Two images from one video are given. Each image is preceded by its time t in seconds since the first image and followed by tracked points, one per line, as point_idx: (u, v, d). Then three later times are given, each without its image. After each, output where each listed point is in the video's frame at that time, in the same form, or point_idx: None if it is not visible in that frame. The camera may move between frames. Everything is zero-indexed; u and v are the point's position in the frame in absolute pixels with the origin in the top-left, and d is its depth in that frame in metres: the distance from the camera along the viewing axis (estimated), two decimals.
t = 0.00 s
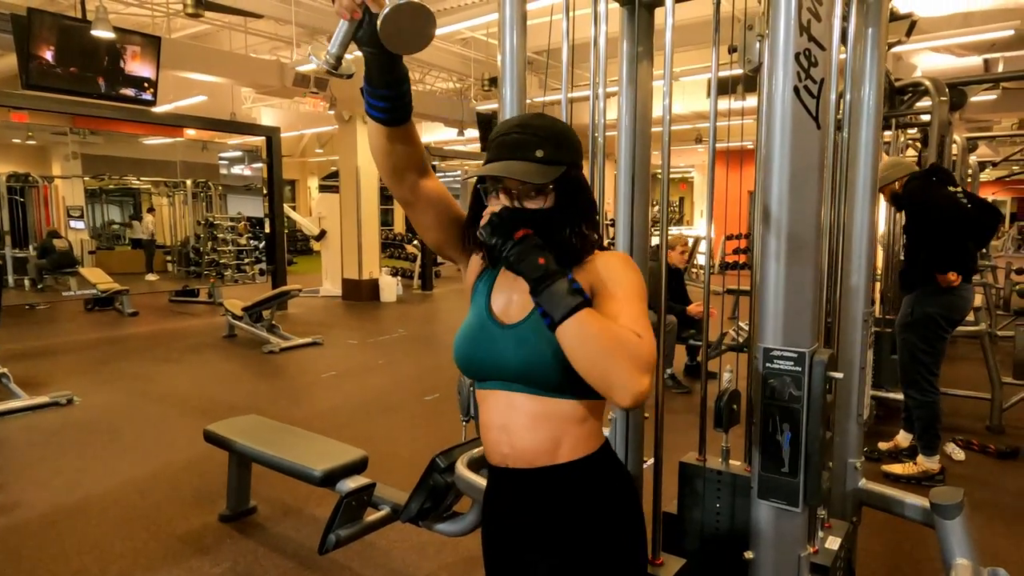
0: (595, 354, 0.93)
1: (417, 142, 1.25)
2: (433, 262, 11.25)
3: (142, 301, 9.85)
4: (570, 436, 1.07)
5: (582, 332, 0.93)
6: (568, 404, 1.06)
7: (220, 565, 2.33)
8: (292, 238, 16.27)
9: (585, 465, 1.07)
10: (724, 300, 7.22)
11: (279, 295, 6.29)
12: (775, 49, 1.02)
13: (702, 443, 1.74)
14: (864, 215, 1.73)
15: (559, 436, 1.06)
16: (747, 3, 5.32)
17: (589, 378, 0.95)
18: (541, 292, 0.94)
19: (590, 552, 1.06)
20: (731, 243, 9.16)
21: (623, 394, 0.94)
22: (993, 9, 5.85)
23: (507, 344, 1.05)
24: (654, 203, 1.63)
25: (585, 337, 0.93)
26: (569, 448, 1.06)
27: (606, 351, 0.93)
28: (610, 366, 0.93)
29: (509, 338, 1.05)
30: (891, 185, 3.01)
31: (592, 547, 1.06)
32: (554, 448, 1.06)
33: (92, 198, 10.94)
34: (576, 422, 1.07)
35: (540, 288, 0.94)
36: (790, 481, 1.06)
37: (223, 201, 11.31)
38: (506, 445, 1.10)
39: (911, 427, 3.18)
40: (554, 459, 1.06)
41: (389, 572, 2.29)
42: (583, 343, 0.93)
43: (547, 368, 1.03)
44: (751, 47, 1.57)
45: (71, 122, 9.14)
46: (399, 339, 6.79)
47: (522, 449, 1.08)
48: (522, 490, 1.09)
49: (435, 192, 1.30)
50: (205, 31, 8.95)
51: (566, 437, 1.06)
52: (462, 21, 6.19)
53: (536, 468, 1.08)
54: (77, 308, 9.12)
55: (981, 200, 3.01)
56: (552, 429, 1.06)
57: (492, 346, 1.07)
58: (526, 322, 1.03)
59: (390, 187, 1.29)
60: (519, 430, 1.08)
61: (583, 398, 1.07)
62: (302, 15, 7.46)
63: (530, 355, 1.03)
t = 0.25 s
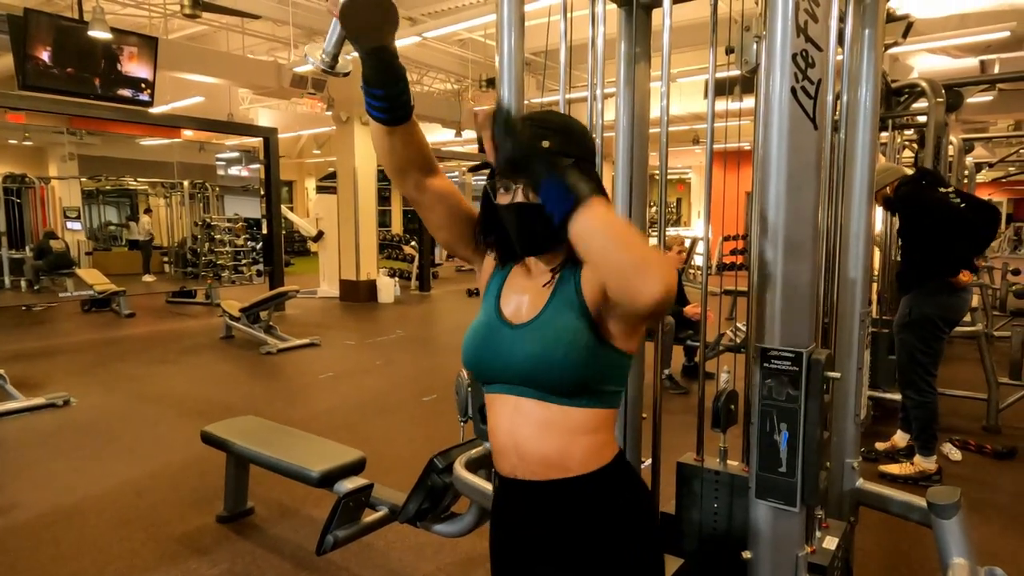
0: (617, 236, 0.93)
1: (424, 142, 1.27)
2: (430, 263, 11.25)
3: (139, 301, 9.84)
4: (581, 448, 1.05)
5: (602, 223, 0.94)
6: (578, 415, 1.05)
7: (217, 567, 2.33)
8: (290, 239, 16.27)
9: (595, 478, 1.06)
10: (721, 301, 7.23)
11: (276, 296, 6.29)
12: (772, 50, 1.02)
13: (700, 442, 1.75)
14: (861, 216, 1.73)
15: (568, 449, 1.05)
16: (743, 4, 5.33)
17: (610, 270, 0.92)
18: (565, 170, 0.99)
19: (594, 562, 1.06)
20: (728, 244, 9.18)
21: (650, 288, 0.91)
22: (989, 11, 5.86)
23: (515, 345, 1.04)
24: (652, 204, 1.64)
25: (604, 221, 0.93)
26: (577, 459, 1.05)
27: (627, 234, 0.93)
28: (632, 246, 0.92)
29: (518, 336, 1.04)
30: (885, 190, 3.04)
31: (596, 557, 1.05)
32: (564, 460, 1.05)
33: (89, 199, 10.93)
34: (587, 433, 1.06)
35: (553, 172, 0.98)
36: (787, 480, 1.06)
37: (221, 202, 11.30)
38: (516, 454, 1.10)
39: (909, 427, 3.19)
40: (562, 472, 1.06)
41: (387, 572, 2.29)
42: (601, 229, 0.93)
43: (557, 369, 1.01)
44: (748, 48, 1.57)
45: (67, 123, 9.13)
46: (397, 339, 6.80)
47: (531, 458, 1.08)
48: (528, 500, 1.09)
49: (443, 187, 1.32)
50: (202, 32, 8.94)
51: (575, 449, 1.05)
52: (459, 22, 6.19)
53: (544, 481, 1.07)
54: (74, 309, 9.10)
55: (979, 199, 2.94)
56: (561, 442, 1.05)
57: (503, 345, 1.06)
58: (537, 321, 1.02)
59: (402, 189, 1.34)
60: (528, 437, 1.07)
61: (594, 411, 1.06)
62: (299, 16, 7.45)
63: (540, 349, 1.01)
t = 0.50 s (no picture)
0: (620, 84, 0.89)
1: (434, 145, 1.27)
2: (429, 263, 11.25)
3: (137, 301, 9.82)
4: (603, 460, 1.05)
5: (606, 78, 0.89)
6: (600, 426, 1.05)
7: (216, 567, 2.32)
8: (288, 239, 16.25)
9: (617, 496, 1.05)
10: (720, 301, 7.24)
11: (274, 296, 6.28)
12: (772, 50, 1.02)
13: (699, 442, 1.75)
14: (861, 215, 1.73)
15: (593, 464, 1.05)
16: (742, 4, 5.33)
17: (611, 116, 0.88)
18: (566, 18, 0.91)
19: None
20: (727, 244, 9.18)
21: (650, 138, 0.88)
22: (987, 11, 5.87)
23: (529, 353, 1.05)
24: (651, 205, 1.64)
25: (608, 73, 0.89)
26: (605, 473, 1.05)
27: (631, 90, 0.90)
28: (637, 98, 0.88)
29: (531, 340, 1.05)
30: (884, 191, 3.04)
31: None
32: (587, 476, 1.05)
33: (87, 199, 10.92)
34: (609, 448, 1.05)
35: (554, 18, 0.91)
36: (787, 480, 1.06)
37: (219, 202, 11.29)
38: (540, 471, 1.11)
39: (908, 427, 3.19)
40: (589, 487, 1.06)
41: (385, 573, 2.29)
42: (604, 77, 0.88)
43: (575, 371, 1.01)
44: (747, 48, 1.57)
45: (66, 123, 9.11)
46: (395, 340, 6.79)
47: (558, 472, 1.08)
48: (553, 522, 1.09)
49: (454, 196, 1.31)
50: (201, 31, 8.93)
51: (599, 464, 1.05)
52: (458, 22, 6.19)
53: (568, 499, 1.07)
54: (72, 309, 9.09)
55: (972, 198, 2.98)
56: (584, 457, 1.05)
57: (515, 352, 1.08)
58: (550, 323, 1.04)
59: (416, 196, 1.32)
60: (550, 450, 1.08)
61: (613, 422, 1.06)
62: (298, 16, 7.44)
63: (557, 349, 1.02)
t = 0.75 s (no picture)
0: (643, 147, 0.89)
1: (442, 150, 1.30)
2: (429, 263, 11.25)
3: (136, 301, 9.81)
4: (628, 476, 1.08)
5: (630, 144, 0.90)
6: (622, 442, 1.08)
7: (215, 567, 2.32)
8: (287, 239, 16.25)
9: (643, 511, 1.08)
10: (719, 302, 7.24)
11: (274, 295, 6.28)
12: (770, 49, 1.02)
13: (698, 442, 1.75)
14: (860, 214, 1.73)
15: (617, 480, 1.08)
16: (741, 4, 5.33)
17: (651, 179, 0.87)
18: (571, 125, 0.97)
19: None
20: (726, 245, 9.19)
21: (689, 181, 0.85)
22: (986, 11, 5.87)
23: (547, 367, 1.06)
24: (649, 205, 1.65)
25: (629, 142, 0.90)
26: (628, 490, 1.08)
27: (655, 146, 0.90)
28: (662, 154, 0.88)
29: (548, 354, 1.06)
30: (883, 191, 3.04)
31: None
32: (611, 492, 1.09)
33: (86, 198, 10.91)
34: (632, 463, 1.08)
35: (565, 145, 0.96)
36: (785, 480, 1.06)
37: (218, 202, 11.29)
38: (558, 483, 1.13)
39: (907, 427, 3.19)
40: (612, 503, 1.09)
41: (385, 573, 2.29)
42: (626, 149, 0.90)
43: (596, 389, 1.02)
44: (746, 48, 1.57)
45: (65, 122, 9.10)
46: (395, 340, 6.80)
47: (578, 487, 1.11)
48: (573, 534, 1.12)
49: (464, 199, 1.35)
50: (200, 31, 8.92)
51: (622, 480, 1.08)
52: (457, 22, 6.18)
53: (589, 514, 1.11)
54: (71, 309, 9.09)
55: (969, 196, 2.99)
56: (607, 473, 1.08)
57: (533, 365, 1.08)
58: (565, 339, 1.05)
59: (426, 201, 1.37)
60: (570, 464, 1.10)
61: (633, 438, 1.08)
62: (297, 15, 7.43)
63: (575, 366, 1.03)
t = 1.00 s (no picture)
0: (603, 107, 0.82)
1: (456, 148, 1.30)
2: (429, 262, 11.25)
3: (137, 300, 9.82)
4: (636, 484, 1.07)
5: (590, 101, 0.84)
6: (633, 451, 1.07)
7: (215, 566, 2.33)
8: (288, 238, 16.25)
9: (654, 518, 1.08)
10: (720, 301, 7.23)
11: (274, 295, 6.28)
12: (770, 48, 1.02)
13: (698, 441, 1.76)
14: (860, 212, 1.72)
15: (625, 487, 1.08)
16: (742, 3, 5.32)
17: (594, 138, 0.81)
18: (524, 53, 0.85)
19: None
20: (726, 243, 9.19)
21: (636, 155, 0.80)
22: (987, 10, 5.86)
23: (555, 368, 1.07)
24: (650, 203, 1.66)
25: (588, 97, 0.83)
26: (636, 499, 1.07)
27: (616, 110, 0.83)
28: (621, 115, 0.81)
29: (558, 355, 1.07)
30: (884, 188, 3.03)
31: None
32: (617, 498, 1.08)
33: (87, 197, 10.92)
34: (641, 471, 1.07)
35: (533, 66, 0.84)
36: (784, 479, 1.05)
37: (219, 201, 11.29)
38: (568, 484, 1.15)
39: (907, 427, 3.19)
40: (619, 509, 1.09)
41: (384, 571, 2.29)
42: (588, 106, 0.81)
43: (599, 391, 1.02)
44: (747, 47, 1.57)
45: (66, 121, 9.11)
46: (395, 339, 6.80)
47: (586, 491, 1.11)
48: (582, 536, 1.13)
49: (478, 195, 1.33)
50: (200, 30, 8.92)
51: (629, 487, 1.08)
52: (458, 21, 6.18)
53: (598, 518, 1.11)
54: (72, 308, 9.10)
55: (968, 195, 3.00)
56: (615, 480, 1.08)
57: (541, 366, 1.10)
58: (576, 340, 1.06)
59: (446, 199, 1.36)
60: (582, 468, 1.11)
61: (644, 446, 1.07)
62: (297, 15, 7.42)
63: (579, 369, 1.04)
